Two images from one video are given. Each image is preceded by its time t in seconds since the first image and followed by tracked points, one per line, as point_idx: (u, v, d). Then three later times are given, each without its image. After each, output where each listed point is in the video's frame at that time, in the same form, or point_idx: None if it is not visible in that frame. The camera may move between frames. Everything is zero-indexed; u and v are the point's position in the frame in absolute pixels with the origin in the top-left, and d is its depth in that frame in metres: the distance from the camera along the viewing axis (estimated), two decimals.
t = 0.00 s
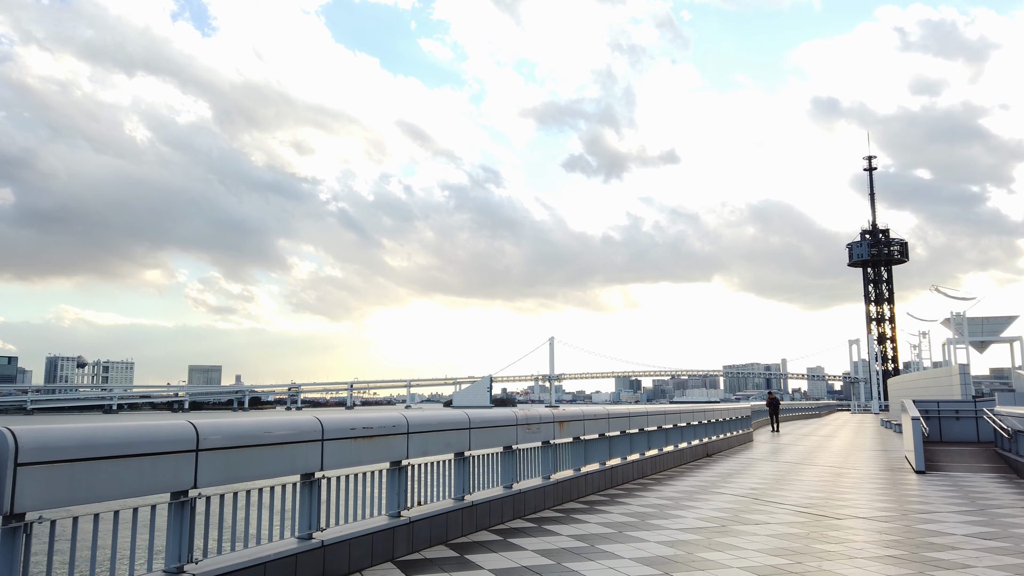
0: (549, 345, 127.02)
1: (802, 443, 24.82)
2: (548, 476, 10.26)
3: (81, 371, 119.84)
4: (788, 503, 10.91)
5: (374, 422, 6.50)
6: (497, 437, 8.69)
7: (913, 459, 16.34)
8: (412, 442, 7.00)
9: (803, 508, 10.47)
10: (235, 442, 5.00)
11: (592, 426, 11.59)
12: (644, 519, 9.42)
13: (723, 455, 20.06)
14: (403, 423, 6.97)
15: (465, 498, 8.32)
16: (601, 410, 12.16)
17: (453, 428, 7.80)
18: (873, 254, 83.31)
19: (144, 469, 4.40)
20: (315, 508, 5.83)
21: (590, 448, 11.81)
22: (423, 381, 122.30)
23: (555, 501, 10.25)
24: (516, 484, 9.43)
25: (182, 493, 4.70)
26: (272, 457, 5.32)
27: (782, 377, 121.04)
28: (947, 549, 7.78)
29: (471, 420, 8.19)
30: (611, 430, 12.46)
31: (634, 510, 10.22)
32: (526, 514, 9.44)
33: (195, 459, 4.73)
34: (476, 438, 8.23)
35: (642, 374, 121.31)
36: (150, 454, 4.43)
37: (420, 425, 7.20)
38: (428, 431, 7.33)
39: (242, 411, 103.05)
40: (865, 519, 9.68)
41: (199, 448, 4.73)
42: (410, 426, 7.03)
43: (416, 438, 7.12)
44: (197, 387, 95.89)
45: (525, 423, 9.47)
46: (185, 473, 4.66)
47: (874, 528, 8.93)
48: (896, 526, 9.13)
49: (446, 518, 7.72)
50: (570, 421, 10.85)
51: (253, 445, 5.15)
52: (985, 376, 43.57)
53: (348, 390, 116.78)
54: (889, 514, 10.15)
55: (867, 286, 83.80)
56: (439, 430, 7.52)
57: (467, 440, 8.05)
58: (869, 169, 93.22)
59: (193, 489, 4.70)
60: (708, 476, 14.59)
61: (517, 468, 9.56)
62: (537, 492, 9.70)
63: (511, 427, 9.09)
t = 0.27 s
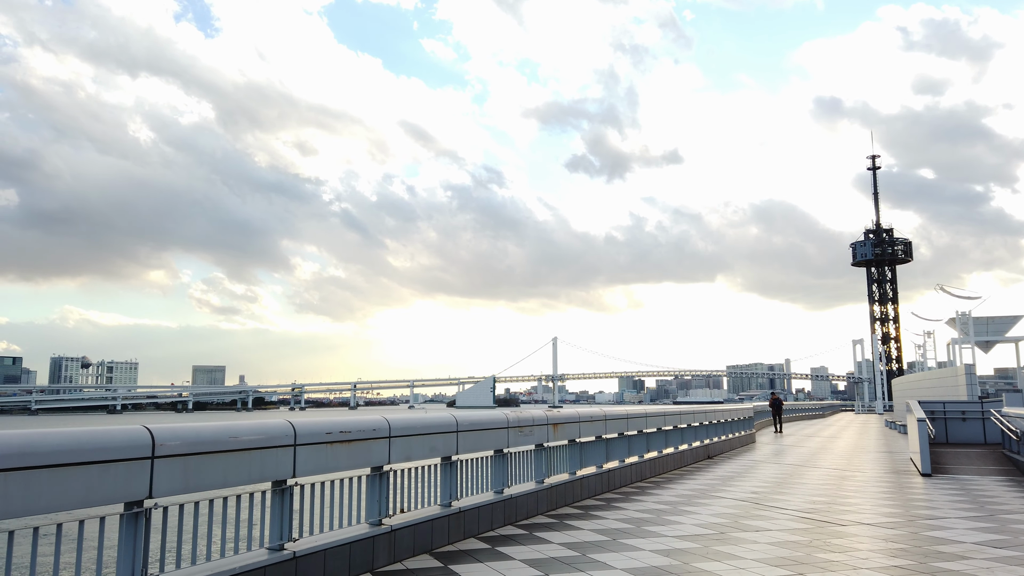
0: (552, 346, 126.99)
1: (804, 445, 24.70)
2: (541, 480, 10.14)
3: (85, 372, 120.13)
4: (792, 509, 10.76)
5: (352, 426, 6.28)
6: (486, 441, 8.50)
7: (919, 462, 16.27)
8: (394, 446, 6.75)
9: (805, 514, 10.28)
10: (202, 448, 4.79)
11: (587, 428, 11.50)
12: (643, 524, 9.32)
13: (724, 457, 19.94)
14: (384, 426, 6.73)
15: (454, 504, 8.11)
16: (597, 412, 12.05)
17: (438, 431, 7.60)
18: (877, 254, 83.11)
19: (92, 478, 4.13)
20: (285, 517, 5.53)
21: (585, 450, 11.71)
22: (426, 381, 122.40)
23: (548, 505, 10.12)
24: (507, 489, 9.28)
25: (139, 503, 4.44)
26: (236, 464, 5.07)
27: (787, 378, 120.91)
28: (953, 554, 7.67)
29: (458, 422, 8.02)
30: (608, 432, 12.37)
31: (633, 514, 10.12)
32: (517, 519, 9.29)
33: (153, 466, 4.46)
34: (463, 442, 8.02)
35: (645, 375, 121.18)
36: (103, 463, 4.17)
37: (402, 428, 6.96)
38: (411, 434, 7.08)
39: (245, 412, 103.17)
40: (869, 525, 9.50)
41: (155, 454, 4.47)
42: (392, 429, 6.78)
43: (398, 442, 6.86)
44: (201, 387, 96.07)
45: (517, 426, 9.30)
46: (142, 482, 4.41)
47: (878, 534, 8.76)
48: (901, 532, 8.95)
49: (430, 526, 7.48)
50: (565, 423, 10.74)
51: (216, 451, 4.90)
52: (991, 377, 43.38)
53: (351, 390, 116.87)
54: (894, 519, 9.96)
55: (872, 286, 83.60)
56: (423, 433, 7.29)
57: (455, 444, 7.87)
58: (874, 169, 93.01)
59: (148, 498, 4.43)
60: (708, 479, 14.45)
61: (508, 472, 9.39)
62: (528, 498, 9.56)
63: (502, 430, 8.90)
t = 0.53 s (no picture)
0: (557, 346, 126.88)
1: (810, 446, 24.54)
2: (536, 483, 10.00)
3: (91, 372, 120.48)
4: (798, 513, 10.59)
5: (328, 426, 5.99)
6: (477, 443, 8.29)
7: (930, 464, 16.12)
8: (373, 448, 6.49)
9: (812, 520, 10.06)
10: (166, 449, 4.55)
11: (584, 429, 11.36)
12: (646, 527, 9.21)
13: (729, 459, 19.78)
14: (365, 428, 6.49)
15: (441, 508, 7.91)
16: (596, 412, 11.96)
17: (424, 432, 7.36)
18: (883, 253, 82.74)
19: (25, 486, 3.81)
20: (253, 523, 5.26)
21: (582, 451, 11.60)
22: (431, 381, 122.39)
23: (543, 509, 9.98)
24: (500, 493, 9.13)
25: (83, 511, 4.15)
26: (199, 467, 4.76)
27: (792, 378, 120.57)
28: (964, 555, 7.55)
29: (446, 423, 7.78)
30: (607, 433, 12.24)
31: (636, 517, 10.01)
32: (509, 524, 9.12)
33: (96, 469, 4.14)
34: (451, 444, 7.79)
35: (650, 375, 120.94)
36: (36, 468, 3.84)
37: (382, 430, 6.69)
38: (393, 436, 6.83)
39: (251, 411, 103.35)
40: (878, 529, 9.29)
41: (100, 458, 4.16)
42: (371, 430, 6.52)
43: (378, 444, 6.59)
44: (207, 387, 96.26)
45: (510, 427, 9.12)
46: (85, 488, 4.10)
47: (887, 538, 8.55)
48: (910, 535, 8.76)
49: (415, 533, 7.22)
50: (560, 423, 10.63)
51: (172, 454, 4.59)
52: (999, 377, 43.14)
53: (357, 390, 117.19)
54: (903, 522, 9.75)
55: (878, 286, 83.24)
56: (407, 435, 7.02)
57: (442, 447, 7.63)
58: (880, 168, 92.63)
59: (91, 506, 4.13)
60: (711, 481, 14.30)
61: (500, 475, 9.23)
62: (522, 502, 9.41)
63: (493, 431, 8.71)
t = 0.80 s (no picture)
0: (560, 345, 126.91)
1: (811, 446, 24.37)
2: (524, 487, 9.43)
3: (94, 372, 120.77)
4: (797, 516, 10.37)
5: (290, 430, 5.58)
6: (458, 446, 7.77)
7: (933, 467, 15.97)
8: (342, 453, 6.04)
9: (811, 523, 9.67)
10: (108, 458, 4.32)
11: (577, 431, 10.83)
12: (642, 530, 9.02)
13: (728, 459, 19.56)
14: (332, 431, 6.01)
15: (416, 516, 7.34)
16: (588, 412, 11.36)
17: (398, 436, 6.83)
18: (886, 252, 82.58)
19: None
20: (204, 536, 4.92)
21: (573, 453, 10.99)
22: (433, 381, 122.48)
23: (530, 515, 9.42)
24: (483, 498, 8.55)
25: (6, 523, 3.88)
26: (139, 475, 4.48)
27: (795, 378, 120.39)
28: (967, 560, 7.44)
29: (424, 425, 7.25)
30: (602, 435, 11.77)
31: (631, 519, 9.78)
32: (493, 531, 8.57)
33: (19, 480, 3.87)
34: (428, 447, 7.25)
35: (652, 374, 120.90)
36: None
37: (350, 433, 6.19)
38: (362, 439, 6.32)
39: (253, 411, 103.48)
40: (880, 534, 8.92)
41: (22, 468, 3.88)
42: (340, 434, 6.07)
43: (348, 449, 6.14)
44: (209, 387, 96.45)
45: (494, 429, 8.56)
46: (3, 499, 3.81)
47: (889, 546, 8.16)
48: (914, 542, 8.41)
49: (389, 544, 6.67)
50: (550, 425, 9.98)
51: (107, 462, 4.32)
52: (1003, 377, 43.01)
53: (359, 390, 117.26)
54: (906, 527, 9.39)
55: (881, 285, 83.09)
56: (378, 438, 6.52)
57: (418, 450, 7.09)
58: (883, 167, 92.40)
59: (11, 519, 3.85)
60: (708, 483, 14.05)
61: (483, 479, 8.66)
62: (507, 508, 8.81)
63: (476, 434, 8.17)
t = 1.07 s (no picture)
0: (561, 345, 126.85)
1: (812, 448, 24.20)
2: (510, 493, 9.09)
3: (96, 372, 120.88)
4: (796, 520, 10.14)
5: (250, 434, 5.23)
6: (439, 450, 7.45)
7: (936, 470, 15.80)
8: (308, 458, 5.68)
9: (809, 529, 9.41)
10: (38, 466, 3.97)
11: (567, 433, 10.49)
12: (637, 535, 8.82)
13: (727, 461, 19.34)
14: (299, 435, 5.65)
15: (392, 523, 6.95)
16: (580, 415, 11.09)
17: (375, 439, 6.53)
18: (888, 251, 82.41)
19: None
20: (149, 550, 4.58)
21: (563, 456, 10.70)
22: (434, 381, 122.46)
23: (517, 521, 9.07)
24: (466, 505, 8.21)
25: None
26: (73, 484, 4.13)
27: (797, 378, 120.27)
28: (970, 566, 7.37)
29: (399, 428, 6.91)
30: (594, 437, 11.46)
31: (626, 524, 9.62)
32: (475, 539, 8.16)
33: None
34: (406, 451, 6.91)
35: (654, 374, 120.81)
36: None
37: (318, 437, 5.83)
38: (331, 444, 5.97)
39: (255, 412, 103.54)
40: (880, 541, 8.66)
41: None
42: (307, 439, 5.72)
43: (315, 454, 5.79)
44: (211, 387, 96.53)
45: (479, 431, 8.27)
46: None
47: (889, 555, 7.90)
48: (915, 551, 8.13)
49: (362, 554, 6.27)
50: (539, 427, 9.69)
51: (38, 470, 3.97)
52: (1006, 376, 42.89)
53: (361, 390, 117.41)
54: (908, 534, 9.12)
55: (883, 285, 82.94)
56: (350, 443, 6.17)
57: (394, 454, 6.74)
58: (886, 166, 92.27)
59: None
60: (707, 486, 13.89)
61: (466, 484, 8.30)
62: (490, 514, 8.44)
63: (459, 437, 7.86)
